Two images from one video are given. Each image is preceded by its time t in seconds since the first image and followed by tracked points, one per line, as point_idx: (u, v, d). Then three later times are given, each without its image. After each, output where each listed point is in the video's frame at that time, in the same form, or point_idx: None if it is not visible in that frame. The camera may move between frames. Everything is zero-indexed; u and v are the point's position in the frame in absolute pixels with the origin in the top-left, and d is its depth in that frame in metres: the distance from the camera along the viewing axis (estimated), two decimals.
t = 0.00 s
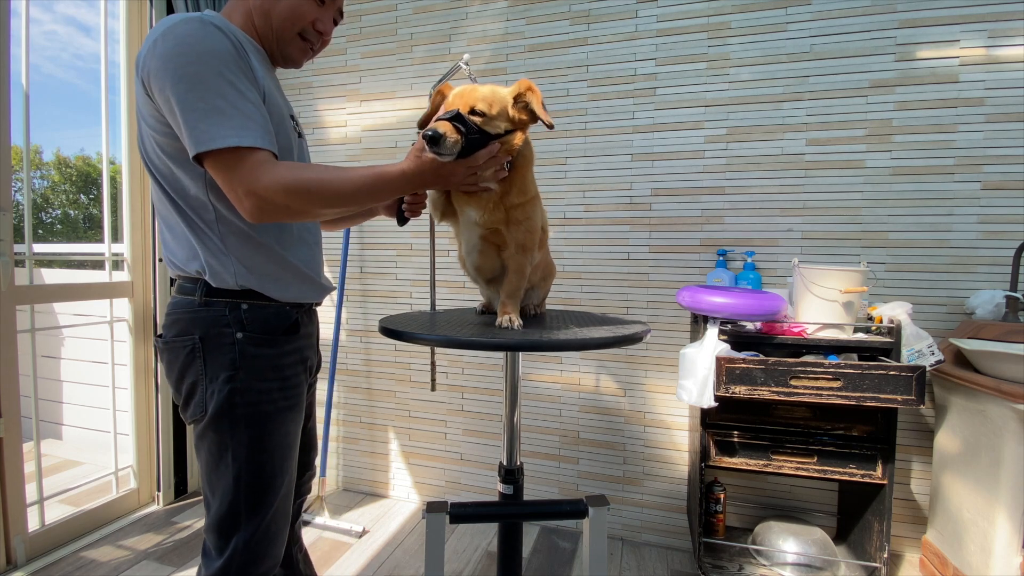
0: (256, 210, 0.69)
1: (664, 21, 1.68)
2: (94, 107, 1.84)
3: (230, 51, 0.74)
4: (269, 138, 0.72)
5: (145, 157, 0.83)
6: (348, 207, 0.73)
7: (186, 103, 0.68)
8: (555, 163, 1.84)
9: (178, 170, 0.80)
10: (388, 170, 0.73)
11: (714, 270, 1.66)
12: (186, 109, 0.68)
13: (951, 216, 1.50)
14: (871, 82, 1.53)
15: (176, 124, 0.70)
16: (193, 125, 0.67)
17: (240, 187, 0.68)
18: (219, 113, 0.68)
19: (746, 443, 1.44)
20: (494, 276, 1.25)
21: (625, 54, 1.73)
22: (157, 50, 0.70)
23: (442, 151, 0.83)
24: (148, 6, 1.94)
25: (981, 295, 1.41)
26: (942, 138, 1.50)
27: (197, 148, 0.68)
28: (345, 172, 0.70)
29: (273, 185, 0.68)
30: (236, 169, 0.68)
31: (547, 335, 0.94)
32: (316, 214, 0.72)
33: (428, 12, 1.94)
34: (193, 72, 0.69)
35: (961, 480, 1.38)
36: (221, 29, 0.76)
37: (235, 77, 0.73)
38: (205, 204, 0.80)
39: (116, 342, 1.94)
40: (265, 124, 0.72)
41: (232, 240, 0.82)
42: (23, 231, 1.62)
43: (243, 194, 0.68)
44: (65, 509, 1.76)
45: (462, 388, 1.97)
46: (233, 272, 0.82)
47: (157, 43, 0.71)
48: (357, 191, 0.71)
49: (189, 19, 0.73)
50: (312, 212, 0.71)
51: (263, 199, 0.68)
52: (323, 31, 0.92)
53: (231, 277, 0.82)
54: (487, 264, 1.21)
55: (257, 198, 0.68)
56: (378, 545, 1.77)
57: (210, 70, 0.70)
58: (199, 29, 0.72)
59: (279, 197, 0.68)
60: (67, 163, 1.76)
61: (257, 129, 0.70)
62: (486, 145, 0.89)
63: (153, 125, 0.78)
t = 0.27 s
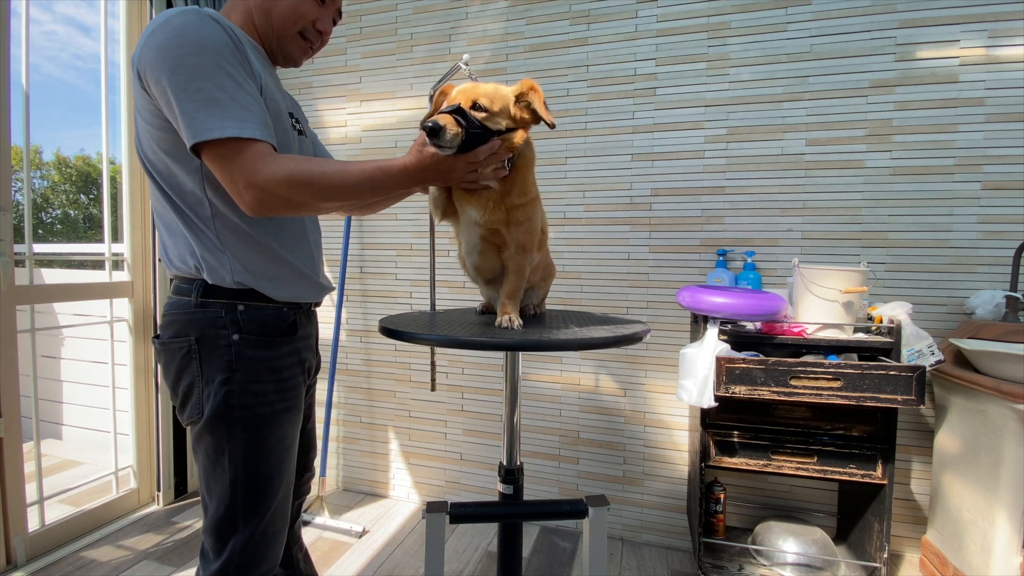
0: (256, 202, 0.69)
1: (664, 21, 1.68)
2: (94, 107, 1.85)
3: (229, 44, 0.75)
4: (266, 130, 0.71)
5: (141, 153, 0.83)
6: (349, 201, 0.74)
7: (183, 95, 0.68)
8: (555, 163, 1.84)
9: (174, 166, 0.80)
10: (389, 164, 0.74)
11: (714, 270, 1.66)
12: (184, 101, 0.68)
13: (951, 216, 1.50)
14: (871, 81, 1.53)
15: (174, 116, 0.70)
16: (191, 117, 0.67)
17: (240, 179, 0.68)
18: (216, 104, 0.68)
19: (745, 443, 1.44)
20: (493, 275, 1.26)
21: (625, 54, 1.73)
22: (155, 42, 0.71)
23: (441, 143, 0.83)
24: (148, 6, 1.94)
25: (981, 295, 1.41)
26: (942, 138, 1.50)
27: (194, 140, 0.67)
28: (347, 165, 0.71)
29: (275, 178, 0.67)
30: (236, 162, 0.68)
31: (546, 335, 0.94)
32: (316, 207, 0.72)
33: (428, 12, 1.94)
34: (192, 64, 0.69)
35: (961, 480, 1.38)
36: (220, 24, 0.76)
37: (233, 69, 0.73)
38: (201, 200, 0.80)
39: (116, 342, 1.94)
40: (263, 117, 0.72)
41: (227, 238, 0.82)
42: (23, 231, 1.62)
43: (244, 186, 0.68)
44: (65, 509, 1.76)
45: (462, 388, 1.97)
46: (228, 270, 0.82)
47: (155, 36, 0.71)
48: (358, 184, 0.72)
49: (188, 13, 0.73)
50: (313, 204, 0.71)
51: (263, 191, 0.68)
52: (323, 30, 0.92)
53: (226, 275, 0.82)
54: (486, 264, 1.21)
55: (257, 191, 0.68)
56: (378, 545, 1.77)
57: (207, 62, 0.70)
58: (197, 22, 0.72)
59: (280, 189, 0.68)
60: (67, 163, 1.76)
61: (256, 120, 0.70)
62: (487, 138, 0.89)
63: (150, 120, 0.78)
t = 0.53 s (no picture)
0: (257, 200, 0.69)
1: (664, 21, 1.68)
2: (94, 107, 1.85)
3: (232, 41, 0.75)
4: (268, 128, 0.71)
5: (140, 150, 0.83)
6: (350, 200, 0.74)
7: (185, 91, 0.68)
8: (555, 163, 1.84)
9: (174, 164, 0.80)
10: (392, 163, 0.74)
11: (714, 271, 1.66)
12: (186, 97, 0.68)
13: (951, 216, 1.50)
14: (871, 81, 1.53)
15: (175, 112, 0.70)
16: (192, 113, 0.67)
17: (241, 176, 0.68)
18: (218, 101, 0.68)
19: (745, 443, 1.44)
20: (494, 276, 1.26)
21: (625, 54, 1.73)
22: (159, 38, 0.71)
23: (447, 140, 0.82)
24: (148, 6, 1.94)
25: (981, 295, 1.41)
26: (942, 138, 1.50)
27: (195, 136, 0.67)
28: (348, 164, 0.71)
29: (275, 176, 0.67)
30: (237, 159, 0.68)
31: (546, 335, 0.94)
32: (317, 205, 0.72)
33: (428, 12, 1.94)
34: (194, 61, 0.69)
35: (961, 480, 1.38)
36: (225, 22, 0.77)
37: (236, 67, 0.73)
38: (199, 199, 0.80)
39: (116, 342, 1.94)
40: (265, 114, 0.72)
41: (226, 238, 0.82)
42: (23, 231, 1.62)
43: (244, 184, 0.68)
44: (65, 509, 1.76)
45: (462, 388, 1.97)
46: (226, 270, 0.82)
47: (159, 33, 0.72)
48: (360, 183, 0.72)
49: (192, 10, 0.74)
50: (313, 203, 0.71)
51: (264, 188, 0.68)
52: (329, 31, 0.93)
53: (224, 275, 0.82)
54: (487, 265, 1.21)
55: (258, 188, 0.68)
56: (378, 545, 1.77)
57: (210, 59, 0.70)
58: (201, 19, 0.73)
59: (280, 187, 0.68)
60: (67, 163, 1.76)
61: (258, 118, 0.70)
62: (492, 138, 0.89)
63: (150, 117, 0.78)
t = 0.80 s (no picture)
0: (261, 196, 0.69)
1: (664, 21, 1.68)
2: (94, 107, 1.85)
3: (237, 38, 0.75)
4: (272, 124, 0.71)
5: (145, 147, 0.83)
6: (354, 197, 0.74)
7: (189, 86, 0.68)
8: (555, 163, 1.84)
9: (179, 161, 0.80)
10: (395, 161, 0.73)
11: (714, 270, 1.66)
12: (190, 92, 0.68)
13: (951, 216, 1.50)
14: (871, 81, 1.53)
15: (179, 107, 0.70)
16: (196, 108, 0.67)
17: (245, 173, 0.68)
18: (222, 97, 0.68)
19: (746, 443, 1.44)
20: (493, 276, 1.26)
21: (625, 54, 1.73)
22: (164, 34, 0.71)
23: (456, 139, 0.83)
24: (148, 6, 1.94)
25: (981, 295, 1.41)
26: (942, 138, 1.49)
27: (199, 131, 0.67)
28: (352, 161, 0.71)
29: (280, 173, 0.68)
30: (241, 156, 0.68)
31: (546, 335, 0.94)
32: (321, 202, 0.72)
33: (428, 12, 1.94)
34: (198, 56, 0.69)
35: (961, 480, 1.38)
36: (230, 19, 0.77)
37: (240, 63, 0.73)
38: (204, 196, 0.80)
39: (116, 342, 1.94)
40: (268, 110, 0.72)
41: (231, 236, 0.82)
42: (23, 231, 1.62)
43: (249, 180, 0.68)
44: (64, 509, 1.76)
45: (462, 388, 1.97)
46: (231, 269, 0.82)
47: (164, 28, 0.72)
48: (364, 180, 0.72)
49: (197, 6, 0.74)
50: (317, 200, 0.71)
51: (268, 184, 0.68)
52: (335, 34, 0.94)
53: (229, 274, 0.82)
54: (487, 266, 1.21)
55: (262, 185, 0.68)
56: (378, 545, 1.77)
57: (215, 55, 0.70)
58: (205, 15, 0.73)
59: (284, 183, 0.68)
60: (67, 162, 1.76)
61: (262, 115, 0.70)
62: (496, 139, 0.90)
63: (155, 114, 0.78)
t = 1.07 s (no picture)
0: (262, 198, 0.69)
1: (664, 21, 1.68)
2: (94, 107, 1.85)
3: (238, 38, 0.75)
4: (273, 125, 0.71)
5: (146, 148, 0.83)
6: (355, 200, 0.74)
7: (190, 87, 0.68)
8: (555, 163, 1.84)
9: (179, 161, 0.79)
10: (398, 164, 0.73)
11: (714, 271, 1.66)
12: (191, 93, 0.68)
13: (951, 216, 1.50)
14: (871, 81, 1.53)
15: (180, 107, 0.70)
16: (197, 109, 0.67)
17: (247, 175, 0.68)
18: (223, 98, 0.68)
19: (746, 443, 1.44)
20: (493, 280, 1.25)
21: (625, 54, 1.73)
22: (165, 33, 0.71)
23: (463, 140, 0.84)
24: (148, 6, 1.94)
25: (981, 295, 1.41)
26: (943, 138, 1.50)
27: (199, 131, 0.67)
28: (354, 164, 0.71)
29: (281, 175, 0.68)
30: (243, 157, 0.68)
31: (546, 335, 0.94)
32: (322, 205, 0.72)
33: (428, 12, 1.94)
34: (199, 56, 0.69)
35: (960, 480, 1.38)
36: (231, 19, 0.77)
37: (241, 63, 0.73)
38: (205, 197, 0.80)
39: (116, 342, 1.94)
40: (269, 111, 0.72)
41: (230, 237, 0.82)
42: (23, 231, 1.62)
43: (250, 182, 0.68)
44: (65, 509, 1.76)
45: (462, 388, 1.97)
46: (230, 270, 0.82)
47: (165, 28, 0.72)
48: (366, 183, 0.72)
49: (198, 5, 0.74)
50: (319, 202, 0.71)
51: (269, 186, 0.68)
52: (339, 35, 0.94)
53: (228, 275, 0.82)
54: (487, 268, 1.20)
55: (263, 186, 0.68)
56: (378, 545, 1.77)
57: (216, 55, 0.70)
58: (207, 15, 0.73)
59: (286, 185, 0.68)
60: (67, 163, 1.76)
61: (263, 116, 0.70)
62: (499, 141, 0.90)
63: (155, 115, 0.78)
